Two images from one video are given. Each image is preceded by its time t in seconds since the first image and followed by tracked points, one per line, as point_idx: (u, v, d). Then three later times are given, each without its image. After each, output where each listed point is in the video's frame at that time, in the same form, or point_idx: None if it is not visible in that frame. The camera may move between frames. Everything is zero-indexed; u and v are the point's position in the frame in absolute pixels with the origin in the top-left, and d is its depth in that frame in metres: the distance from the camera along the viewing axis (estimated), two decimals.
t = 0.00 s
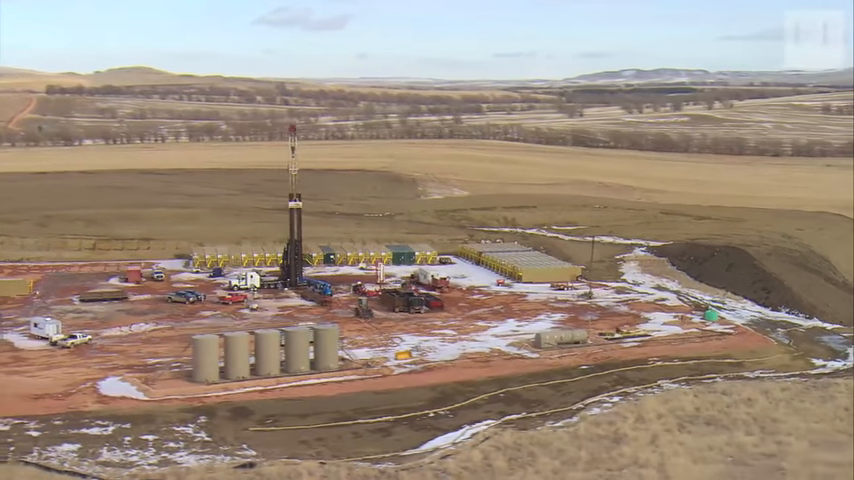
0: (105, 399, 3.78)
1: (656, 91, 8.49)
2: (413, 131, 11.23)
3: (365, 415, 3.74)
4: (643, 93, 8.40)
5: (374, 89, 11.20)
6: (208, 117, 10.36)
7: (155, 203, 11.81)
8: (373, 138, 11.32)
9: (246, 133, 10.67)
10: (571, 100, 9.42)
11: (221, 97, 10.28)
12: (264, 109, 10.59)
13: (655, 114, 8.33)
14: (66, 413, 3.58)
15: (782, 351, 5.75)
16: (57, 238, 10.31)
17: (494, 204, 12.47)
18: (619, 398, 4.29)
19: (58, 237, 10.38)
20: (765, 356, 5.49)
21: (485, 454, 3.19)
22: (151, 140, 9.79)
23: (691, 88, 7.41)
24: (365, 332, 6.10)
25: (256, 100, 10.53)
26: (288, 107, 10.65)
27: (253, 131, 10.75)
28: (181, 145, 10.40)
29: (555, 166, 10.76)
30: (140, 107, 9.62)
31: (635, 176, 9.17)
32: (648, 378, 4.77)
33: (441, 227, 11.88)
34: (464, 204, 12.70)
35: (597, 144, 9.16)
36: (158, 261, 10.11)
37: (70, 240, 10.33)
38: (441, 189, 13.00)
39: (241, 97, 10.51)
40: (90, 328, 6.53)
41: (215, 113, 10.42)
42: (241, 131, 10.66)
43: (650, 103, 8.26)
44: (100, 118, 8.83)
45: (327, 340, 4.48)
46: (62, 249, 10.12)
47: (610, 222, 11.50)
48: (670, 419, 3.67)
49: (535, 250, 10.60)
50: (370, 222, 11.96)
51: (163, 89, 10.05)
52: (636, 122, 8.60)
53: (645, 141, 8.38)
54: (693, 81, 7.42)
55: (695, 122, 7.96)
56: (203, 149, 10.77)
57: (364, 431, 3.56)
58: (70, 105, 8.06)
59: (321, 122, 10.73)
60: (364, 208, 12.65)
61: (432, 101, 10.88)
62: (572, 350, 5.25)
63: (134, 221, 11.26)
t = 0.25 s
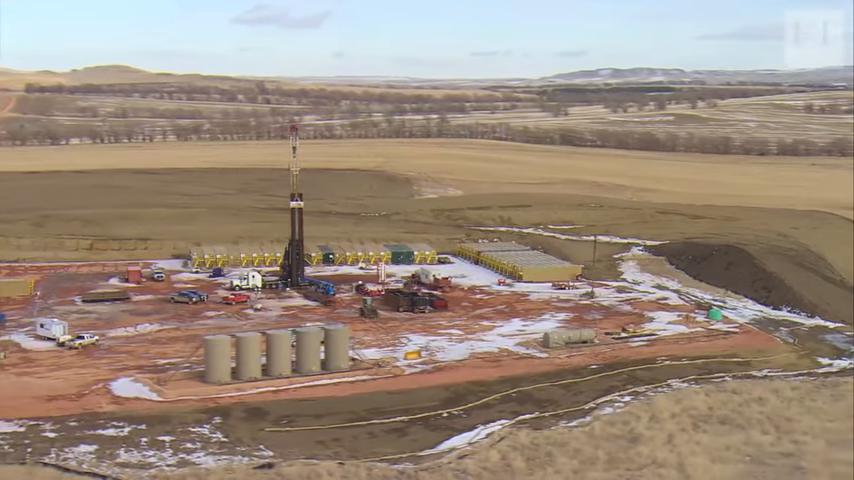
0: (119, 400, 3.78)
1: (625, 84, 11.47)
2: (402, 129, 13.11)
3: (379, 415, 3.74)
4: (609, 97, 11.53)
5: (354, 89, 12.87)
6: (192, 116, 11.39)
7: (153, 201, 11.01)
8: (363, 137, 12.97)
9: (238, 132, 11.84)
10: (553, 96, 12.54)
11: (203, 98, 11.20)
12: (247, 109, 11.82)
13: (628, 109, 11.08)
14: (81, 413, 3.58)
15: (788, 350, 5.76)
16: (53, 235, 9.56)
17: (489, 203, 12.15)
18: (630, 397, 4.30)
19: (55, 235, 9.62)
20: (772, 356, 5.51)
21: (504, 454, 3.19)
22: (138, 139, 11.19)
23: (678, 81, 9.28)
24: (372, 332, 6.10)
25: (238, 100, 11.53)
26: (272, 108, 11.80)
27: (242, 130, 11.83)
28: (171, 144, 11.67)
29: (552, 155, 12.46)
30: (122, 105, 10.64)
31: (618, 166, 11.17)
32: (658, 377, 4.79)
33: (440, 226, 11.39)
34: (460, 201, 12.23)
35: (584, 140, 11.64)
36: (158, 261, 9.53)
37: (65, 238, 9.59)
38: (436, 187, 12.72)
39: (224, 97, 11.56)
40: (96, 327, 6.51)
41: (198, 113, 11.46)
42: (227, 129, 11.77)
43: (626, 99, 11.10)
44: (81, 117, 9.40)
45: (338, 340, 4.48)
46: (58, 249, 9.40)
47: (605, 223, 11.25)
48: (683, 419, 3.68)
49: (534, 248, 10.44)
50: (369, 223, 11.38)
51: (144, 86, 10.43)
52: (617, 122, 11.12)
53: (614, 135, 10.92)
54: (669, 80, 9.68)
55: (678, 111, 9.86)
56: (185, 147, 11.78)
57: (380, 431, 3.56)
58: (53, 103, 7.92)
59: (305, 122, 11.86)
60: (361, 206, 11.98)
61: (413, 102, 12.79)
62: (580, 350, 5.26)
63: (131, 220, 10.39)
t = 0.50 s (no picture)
0: (132, 401, 3.78)
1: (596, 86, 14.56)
2: (390, 128, 13.25)
3: (392, 416, 3.75)
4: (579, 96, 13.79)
5: (333, 88, 13.40)
6: (173, 114, 11.89)
7: (150, 201, 10.84)
8: (351, 138, 12.86)
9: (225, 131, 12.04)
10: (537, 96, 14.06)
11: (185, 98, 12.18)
12: (228, 108, 12.29)
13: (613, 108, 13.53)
14: (95, 415, 3.57)
15: (794, 348, 5.78)
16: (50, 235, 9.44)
17: (485, 203, 11.90)
18: (640, 397, 4.31)
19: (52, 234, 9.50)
20: (778, 354, 5.54)
21: (520, 453, 3.20)
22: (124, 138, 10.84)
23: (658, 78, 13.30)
24: (378, 332, 6.10)
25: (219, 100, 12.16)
26: (253, 107, 12.16)
27: (228, 128, 12.04)
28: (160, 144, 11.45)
29: (543, 155, 13.20)
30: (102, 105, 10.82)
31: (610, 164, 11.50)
32: (666, 376, 4.80)
33: (436, 225, 11.15)
34: (453, 200, 11.99)
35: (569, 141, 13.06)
36: (155, 261, 9.42)
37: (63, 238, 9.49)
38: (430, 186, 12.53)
39: (208, 97, 12.45)
40: (101, 328, 6.48)
41: (180, 112, 11.97)
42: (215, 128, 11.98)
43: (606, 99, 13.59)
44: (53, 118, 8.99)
45: (347, 340, 4.47)
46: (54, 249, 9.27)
47: (601, 222, 11.03)
48: (695, 417, 3.69)
49: (531, 246, 10.26)
50: (367, 223, 11.03)
51: (125, 87, 11.37)
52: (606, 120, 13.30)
53: (603, 135, 12.79)
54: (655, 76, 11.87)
55: (662, 111, 12.88)
56: (175, 146, 11.53)
57: (394, 431, 3.57)
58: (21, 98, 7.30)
59: (290, 120, 12.07)
60: (354, 205, 11.68)
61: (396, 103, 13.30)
62: (588, 349, 5.27)
63: (129, 221, 10.20)
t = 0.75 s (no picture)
0: (146, 402, 3.78)
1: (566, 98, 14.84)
2: (376, 126, 13.77)
3: (406, 416, 3.76)
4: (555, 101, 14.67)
5: (314, 90, 14.32)
6: (154, 113, 11.27)
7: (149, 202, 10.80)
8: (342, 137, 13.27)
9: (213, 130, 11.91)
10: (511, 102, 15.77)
11: (166, 96, 11.19)
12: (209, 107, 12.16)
13: (596, 108, 14.26)
14: (109, 416, 3.57)
15: (799, 347, 5.81)
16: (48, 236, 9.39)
17: (481, 203, 11.88)
18: (650, 396, 4.33)
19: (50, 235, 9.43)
20: (784, 353, 5.57)
21: (537, 453, 3.21)
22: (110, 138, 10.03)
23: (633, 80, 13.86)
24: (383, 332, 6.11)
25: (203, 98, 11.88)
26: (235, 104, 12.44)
27: (214, 127, 11.85)
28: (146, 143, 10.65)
29: (531, 153, 13.31)
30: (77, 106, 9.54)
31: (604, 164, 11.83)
32: (675, 376, 4.82)
33: (433, 225, 11.12)
34: (449, 200, 11.99)
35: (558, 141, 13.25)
36: (153, 261, 9.39)
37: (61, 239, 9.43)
38: (426, 186, 12.53)
39: (186, 95, 11.76)
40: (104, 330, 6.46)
41: (162, 110, 11.45)
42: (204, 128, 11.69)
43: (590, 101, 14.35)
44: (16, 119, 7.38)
45: (357, 340, 4.48)
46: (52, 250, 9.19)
47: (597, 221, 11.02)
48: (708, 417, 3.71)
49: (530, 246, 10.25)
50: (364, 223, 11.02)
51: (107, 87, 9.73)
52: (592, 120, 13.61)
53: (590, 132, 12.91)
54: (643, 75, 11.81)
55: (648, 109, 13.03)
56: (162, 145, 10.85)
57: (409, 431, 3.58)
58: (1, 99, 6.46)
59: (275, 121, 12.58)
60: (350, 205, 11.67)
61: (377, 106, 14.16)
62: (595, 348, 5.29)
63: (123, 221, 10.02)
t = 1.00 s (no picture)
0: (159, 403, 3.78)
1: (556, 81, 13.02)
2: (363, 126, 12.42)
3: (420, 416, 3.77)
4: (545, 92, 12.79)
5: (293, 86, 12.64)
6: (139, 113, 10.27)
7: (147, 202, 10.74)
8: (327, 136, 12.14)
9: (204, 130, 10.76)
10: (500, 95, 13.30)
11: (147, 93, 10.54)
12: (191, 106, 11.02)
13: (584, 105, 12.42)
14: (124, 417, 3.57)
15: (805, 347, 5.84)
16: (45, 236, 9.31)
17: (477, 202, 11.85)
18: (660, 396, 4.35)
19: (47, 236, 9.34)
20: (790, 353, 5.60)
21: (554, 452, 3.22)
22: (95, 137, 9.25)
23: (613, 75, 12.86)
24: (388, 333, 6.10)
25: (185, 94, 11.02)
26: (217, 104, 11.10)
27: (202, 126, 10.68)
28: (128, 142, 9.88)
29: (521, 153, 12.81)
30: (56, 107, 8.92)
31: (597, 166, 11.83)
32: (683, 375, 4.84)
33: (431, 225, 11.09)
34: (444, 200, 11.95)
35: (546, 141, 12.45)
36: (151, 261, 9.28)
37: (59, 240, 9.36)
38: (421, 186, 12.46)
39: (166, 94, 10.89)
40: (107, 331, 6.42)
41: (145, 109, 10.35)
42: (195, 127, 10.61)
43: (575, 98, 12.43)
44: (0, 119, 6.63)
45: (367, 340, 4.47)
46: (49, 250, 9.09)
47: (593, 221, 11.02)
48: (721, 416, 3.73)
49: (529, 246, 10.21)
50: (360, 223, 10.96)
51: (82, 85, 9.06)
52: (579, 119, 12.48)
53: (578, 132, 12.08)
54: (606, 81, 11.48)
55: (633, 108, 12.04)
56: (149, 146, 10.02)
57: (424, 431, 3.59)
58: None
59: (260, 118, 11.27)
60: (346, 205, 11.62)
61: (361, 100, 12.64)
62: (602, 348, 5.30)
63: (119, 221, 10.08)
